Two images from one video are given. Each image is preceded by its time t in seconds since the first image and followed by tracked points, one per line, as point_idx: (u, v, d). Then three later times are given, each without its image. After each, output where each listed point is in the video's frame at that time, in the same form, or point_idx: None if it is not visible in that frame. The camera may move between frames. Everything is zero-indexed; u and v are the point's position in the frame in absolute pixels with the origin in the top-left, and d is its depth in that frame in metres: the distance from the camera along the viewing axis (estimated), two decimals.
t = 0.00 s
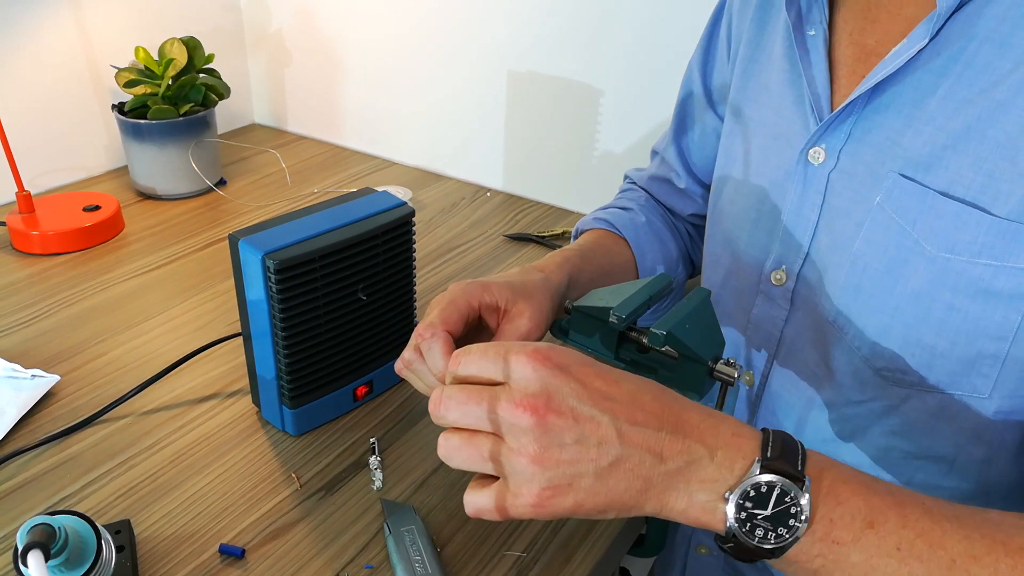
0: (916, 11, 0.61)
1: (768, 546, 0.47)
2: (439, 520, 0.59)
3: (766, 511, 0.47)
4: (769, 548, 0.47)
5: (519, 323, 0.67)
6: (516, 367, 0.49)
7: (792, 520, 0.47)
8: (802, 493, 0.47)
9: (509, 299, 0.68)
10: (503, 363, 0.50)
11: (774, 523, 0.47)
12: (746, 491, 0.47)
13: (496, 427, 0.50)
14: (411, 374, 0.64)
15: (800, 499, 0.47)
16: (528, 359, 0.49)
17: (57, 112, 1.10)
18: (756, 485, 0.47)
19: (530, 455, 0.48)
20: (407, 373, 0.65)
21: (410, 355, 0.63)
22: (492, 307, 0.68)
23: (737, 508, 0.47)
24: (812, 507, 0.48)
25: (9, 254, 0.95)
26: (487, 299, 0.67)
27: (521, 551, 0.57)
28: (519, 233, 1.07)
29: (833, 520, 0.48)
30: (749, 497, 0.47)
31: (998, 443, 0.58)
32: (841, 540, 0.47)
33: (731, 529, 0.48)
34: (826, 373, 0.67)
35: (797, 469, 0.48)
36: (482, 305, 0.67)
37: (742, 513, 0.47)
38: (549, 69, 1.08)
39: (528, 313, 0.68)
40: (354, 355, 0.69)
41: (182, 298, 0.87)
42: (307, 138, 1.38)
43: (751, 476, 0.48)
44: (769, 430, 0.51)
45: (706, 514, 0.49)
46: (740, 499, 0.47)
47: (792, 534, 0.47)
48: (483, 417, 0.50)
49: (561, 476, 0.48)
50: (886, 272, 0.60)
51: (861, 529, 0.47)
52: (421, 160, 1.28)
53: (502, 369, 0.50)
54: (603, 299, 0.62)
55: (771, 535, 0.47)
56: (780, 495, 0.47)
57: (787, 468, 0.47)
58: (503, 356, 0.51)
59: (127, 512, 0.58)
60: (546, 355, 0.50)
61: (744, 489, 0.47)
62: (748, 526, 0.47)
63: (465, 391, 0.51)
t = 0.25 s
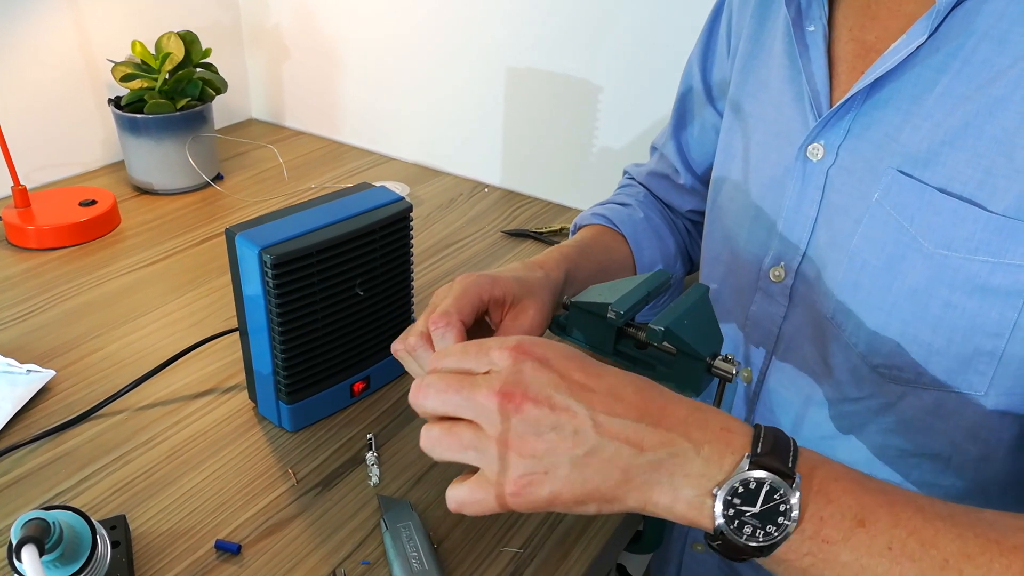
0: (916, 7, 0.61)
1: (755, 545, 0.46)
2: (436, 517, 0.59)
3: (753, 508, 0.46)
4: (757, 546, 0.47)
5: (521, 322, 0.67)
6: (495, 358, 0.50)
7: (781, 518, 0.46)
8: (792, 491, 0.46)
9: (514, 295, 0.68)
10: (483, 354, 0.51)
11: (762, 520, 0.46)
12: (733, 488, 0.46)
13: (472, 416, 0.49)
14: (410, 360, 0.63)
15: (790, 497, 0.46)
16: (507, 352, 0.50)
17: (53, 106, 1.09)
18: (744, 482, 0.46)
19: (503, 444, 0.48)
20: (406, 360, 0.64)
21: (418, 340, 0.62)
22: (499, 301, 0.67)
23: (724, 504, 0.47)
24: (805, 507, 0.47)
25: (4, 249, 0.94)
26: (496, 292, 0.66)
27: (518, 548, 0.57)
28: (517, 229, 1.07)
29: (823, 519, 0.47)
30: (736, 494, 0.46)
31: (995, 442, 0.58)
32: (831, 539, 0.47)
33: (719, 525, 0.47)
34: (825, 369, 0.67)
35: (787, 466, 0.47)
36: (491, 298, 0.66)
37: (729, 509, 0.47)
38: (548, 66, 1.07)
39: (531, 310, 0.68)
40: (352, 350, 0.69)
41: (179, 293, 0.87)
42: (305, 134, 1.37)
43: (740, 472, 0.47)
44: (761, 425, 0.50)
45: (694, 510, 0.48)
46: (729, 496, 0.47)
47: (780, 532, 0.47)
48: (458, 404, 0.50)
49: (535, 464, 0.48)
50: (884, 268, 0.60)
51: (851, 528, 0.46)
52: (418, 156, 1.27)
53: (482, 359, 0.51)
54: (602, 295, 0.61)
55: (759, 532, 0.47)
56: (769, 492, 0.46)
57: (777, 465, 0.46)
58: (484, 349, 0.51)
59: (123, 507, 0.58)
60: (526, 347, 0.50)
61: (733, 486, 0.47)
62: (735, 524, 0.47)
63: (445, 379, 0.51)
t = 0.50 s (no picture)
0: (914, 6, 0.61)
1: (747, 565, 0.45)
2: (437, 516, 0.59)
3: (743, 532, 0.44)
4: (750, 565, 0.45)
5: (521, 319, 0.67)
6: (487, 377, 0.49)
7: (772, 539, 0.44)
8: (782, 512, 0.44)
9: (515, 294, 0.68)
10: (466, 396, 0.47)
11: (754, 542, 0.44)
12: (722, 512, 0.44)
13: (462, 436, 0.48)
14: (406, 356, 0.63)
15: (780, 518, 0.44)
16: (494, 395, 0.46)
17: (53, 106, 1.09)
18: (734, 506, 0.44)
19: (508, 493, 0.45)
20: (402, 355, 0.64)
21: (415, 334, 0.62)
22: (500, 300, 0.67)
23: (714, 527, 0.45)
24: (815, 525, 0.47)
25: (3, 249, 0.94)
26: (496, 291, 0.67)
27: (517, 547, 0.57)
28: (517, 229, 1.07)
29: (814, 536, 0.44)
30: (726, 517, 0.44)
31: (994, 441, 0.58)
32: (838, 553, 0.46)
33: (708, 544, 0.46)
34: (824, 369, 0.67)
35: (777, 485, 0.44)
36: (491, 296, 0.67)
37: (719, 531, 0.45)
38: (548, 65, 1.07)
39: (531, 309, 0.68)
40: (352, 350, 0.69)
41: (179, 293, 0.87)
42: (305, 134, 1.37)
43: (729, 495, 0.44)
44: (751, 435, 0.48)
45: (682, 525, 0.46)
46: (718, 519, 0.44)
47: (773, 553, 0.45)
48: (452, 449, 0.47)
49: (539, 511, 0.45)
50: (881, 267, 0.60)
51: (842, 544, 0.44)
52: (418, 156, 1.28)
53: (466, 404, 0.47)
54: (600, 295, 0.61)
55: (751, 554, 0.45)
56: (759, 515, 0.44)
57: (766, 487, 0.44)
58: (463, 391, 0.47)
59: (123, 507, 0.58)
60: (513, 387, 0.47)
61: (722, 509, 0.44)
62: (727, 546, 0.45)
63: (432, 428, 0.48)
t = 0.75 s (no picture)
0: (914, 5, 0.60)
1: (780, 556, 0.50)
2: (436, 515, 0.59)
3: (780, 527, 0.49)
4: (783, 556, 0.50)
5: (515, 313, 0.67)
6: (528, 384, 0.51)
7: (806, 534, 0.49)
8: (816, 511, 0.48)
9: (508, 290, 0.68)
10: (521, 415, 0.48)
11: (788, 535, 0.49)
12: (761, 508, 0.49)
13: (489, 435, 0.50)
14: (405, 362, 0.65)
15: (814, 517, 0.48)
16: (553, 417, 0.47)
17: (52, 104, 1.09)
18: (771, 505, 0.48)
19: (563, 501, 0.48)
20: (401, 360, 0.66)
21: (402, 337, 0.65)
22: (491, 297, 0.68)
23: (752, 520, 0.50)
24: (823, 520, 0.49)
25: (3, 247, 0.94)
26: (485, 287, 0.67)
27: (517, 547, 0.57)
28: (517, 228, 1.07)
29: (845, 530, 0.49)
30: (764, 513, 0.49)
31: (994, 441, 0.58)
32: (852, 546, 0.49)
33: (748, 537, 0.50)
34: (819, 370, 0.67)
35: (813, 487, 0.48)
36: (480, 293, 0.67)
37: (758, 525, 0.50)
38: (548, 64, 1.07)
39: (527, 304, 0.68)
40: (351, 349, 0.69)
41: (179, 292, 0.87)
42: (304, 133, 1.37)
43: (767, 495, 0.49)
44: (788, 433, 0.51)
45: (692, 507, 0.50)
46: (758, 516, 0.49)
47: (805, 546, 0.50)
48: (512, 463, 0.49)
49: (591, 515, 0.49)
50: (880, 269, 0.60)
51: (872, 538, 0.49)
52: (418, 154, 1.27)
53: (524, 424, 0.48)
54: (600, 295, 0.61)
55: (786, 545, 0.50)
56: (794, 514, 0.48)
57: (803, 489, 0.48)
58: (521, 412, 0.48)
59: (123, 506, 0.58)
60: (572, 408, 0.47)
61: (761, 507, 0.49)
62: (763, 537, 0.50)
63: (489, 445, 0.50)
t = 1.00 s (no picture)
0: (915, 7, 0.60)
1: (782, 544, 0.49)
2: (437, 518, 0.59)
3: (781, 513, 0.49)
4: (784, 545, 0.50)
5: (513, 315, 0.67)
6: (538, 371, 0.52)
7: (806, 520, 0.49)
8: (816, 498, 0.48)
9: (504, 292, 0.68)
10: (533, 400, 0.48)
11: (789, 523, 0.49)
12: (762, 495, 0.49)
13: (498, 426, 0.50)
14: (404, 366, 0.65)
15: (814, 503, 0.48)
16: (564, 401, 0.47)
17: (51, 107, 1.09)
18: (772, 491, 0.48)
19: (574, 487, 0.48)
20: (400, 364, 0.66)
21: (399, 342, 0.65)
22: (487, 299, 0.68)
23: (753, 508, 0.50)
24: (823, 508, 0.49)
25: (2, 250, 0.94)
26: (481, 289, 0.67)
27: (519, 549, 0.57)
28: (517, 230, 1.07)
29: (845, 518, 0.49)
30: (765, 500, 0.49)
31: (996, 442, 0.58)
32: (851, 535, 0.49)
33: (750, 525, 0.50)
34: (819, 371, 0.67)
35: (813, 474, 0.48)
36: (476, 295, 0.67)
37: (759, 513, 0.50)
38: (548, 66, 1.07)
39: (525, 305, 0.67)
40: (351, 352, 0.69)
41: (179, 294, 0.87)
42: (304, 135, 1.37)
43: (767, 482, 0.49)
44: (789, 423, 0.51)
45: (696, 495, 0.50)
46: (758, 503, 0.49)
47: (807, 533, 0.50)
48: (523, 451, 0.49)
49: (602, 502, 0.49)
50: (882, 272, 0.60)
51: (871, 526, 0.49)
52: (417, 156, 1.27)
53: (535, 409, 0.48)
54: (601, 296, 0.61)
55: (787, 533, 0.49)
56: (794, 500, 0.48)
57: (803, 476, 0.48)
58: (532, 396, 0.48)
59: (123, 509, 0.58)
60: (581, 391, 0.47)
61: (761, 494, 0.49)
62: (764, 525, 0.50)
63: (500, 432, 0.50)
